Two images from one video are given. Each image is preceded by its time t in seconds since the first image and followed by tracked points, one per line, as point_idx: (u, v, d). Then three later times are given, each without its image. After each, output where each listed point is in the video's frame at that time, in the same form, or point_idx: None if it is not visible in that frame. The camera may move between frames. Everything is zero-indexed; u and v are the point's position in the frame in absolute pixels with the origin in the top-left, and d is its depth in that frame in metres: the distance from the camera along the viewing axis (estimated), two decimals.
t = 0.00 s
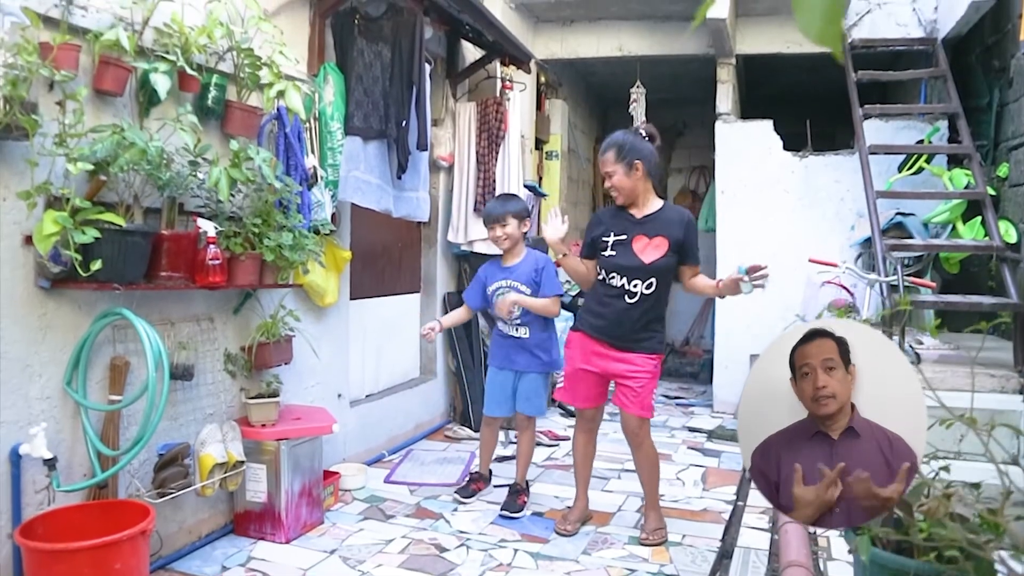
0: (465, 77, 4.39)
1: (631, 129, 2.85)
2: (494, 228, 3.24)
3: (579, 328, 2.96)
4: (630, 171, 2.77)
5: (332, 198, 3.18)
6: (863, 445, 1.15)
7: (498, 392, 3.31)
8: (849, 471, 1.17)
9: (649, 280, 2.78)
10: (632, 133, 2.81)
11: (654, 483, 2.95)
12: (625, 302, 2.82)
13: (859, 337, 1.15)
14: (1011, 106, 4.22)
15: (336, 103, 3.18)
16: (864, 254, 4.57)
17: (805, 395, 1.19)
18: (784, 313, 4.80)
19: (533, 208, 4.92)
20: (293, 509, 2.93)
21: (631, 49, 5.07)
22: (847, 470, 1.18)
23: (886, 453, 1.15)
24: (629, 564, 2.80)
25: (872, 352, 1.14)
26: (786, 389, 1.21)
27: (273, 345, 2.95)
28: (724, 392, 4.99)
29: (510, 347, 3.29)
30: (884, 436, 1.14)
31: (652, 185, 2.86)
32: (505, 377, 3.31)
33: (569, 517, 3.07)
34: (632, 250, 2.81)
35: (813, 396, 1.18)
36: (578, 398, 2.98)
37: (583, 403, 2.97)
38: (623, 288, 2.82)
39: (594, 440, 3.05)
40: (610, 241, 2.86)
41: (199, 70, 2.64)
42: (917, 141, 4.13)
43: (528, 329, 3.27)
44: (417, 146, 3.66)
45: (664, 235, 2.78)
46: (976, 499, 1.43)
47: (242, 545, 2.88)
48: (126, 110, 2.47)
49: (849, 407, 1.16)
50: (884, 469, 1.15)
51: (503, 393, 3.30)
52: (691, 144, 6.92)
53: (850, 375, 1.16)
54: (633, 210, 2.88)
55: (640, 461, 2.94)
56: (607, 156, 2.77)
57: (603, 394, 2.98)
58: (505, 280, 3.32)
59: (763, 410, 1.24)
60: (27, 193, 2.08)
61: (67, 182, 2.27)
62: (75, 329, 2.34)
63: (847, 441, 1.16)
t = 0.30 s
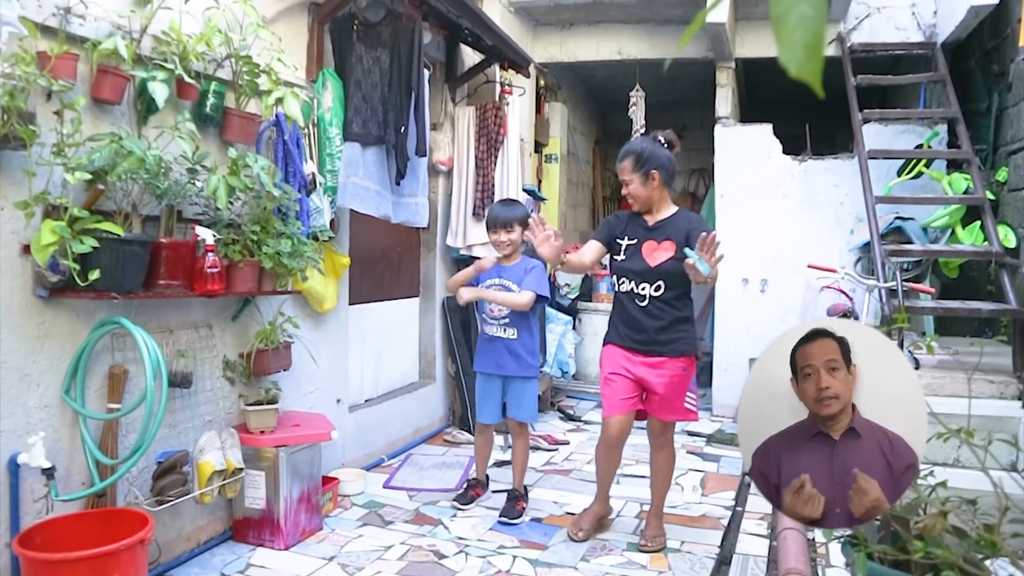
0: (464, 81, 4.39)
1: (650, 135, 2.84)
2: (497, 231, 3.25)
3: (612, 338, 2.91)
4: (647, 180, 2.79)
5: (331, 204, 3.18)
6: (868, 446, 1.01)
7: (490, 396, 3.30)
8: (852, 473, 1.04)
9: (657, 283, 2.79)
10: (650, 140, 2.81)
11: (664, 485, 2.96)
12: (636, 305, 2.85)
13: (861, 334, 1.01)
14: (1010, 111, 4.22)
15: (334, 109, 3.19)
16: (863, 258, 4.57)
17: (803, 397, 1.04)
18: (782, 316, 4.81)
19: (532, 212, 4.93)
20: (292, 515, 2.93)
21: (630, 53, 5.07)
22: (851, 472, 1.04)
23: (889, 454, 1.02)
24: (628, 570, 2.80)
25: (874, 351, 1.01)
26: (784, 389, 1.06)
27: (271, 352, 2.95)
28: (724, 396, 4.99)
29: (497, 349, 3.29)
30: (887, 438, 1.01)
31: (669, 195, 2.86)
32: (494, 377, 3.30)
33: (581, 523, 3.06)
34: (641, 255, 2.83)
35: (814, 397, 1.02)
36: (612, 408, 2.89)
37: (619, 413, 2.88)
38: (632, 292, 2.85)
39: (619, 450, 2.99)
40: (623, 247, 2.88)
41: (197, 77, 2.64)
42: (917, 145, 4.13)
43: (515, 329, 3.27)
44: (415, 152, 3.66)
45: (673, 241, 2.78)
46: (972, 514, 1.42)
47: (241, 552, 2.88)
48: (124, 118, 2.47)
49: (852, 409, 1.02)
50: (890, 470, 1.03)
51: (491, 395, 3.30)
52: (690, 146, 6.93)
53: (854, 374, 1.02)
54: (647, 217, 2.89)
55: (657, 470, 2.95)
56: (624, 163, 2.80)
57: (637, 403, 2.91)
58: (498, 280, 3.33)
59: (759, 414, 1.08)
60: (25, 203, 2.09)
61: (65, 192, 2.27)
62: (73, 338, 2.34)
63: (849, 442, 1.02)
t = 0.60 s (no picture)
0: (464, 81, 4.39)
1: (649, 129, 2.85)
2: (488, 233, 3.25)
3: (611, 334, 2.94)
4: (645, 173, 2.79)
5: (331, 203, 3.19)
6: (866, 447, 0.99)
7: (474, 393, 3.32)
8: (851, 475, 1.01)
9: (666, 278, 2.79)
10: (648, 134, 2.82)
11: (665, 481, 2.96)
12: (643, 303, 2.84)
13: (862, 332, 0.98)
14: (1010, 111, 4.23)
15: (334, 108, 3.20)
16: (863, 257, 4.57)
17: (802, 396, 1.01)
18: (782, 316, 4.81)
19: (532, 211, 4.93)
20: (292, 514, 2.94)
21: (631, 52, 5.08)
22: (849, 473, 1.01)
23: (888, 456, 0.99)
24: (628, 569, 2.80)
25: (874, 351, 0.98)
26: (782, 391, 1.02)
27: (271, 350, 2.96)
28: (724, 395, 4.99)
29: (480, 344, 3.27)
30: (887, 439, 0.98)
31: (671, 186, 2.85)
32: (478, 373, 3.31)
33: (583, 523, 3.07)
34: (648, 251, 2.82)
35: (814, 395, 0.99)
36: (610, 405, 2.93)
37: (616, 410, 2.92)
38: (640, 289, 2.85)
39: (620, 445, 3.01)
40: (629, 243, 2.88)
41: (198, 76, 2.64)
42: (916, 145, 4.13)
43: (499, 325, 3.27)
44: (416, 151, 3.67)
45: (679, 234, 2.77)
46: (972, 510, 1.42)
47: (241, 550, 2.88)
48: (124, 116, 2.47)
49: (851, 409, 0.99)
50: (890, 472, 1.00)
51: (476, 391, 3.33)
52: (690, 146, 6.93)
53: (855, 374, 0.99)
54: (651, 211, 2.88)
55: (656, 468, 2.95)
56: (622, 158, 2.81)
57: (635, 401, 2.95)
58: (487, 275, 3.33)
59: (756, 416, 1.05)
60: (26, 201, 2.09)
61: (65, 190, 2.27)
62: (73, 336, 2.35)
63: (848, 443, 0.99)
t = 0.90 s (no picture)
0: (464, 76, 4.39)
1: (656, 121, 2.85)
2: (482, 224, 3.26)
3: (607, 326, 2.94)
4: (651, 164, 2.79)
5: (332, 196, 3.19)
6: (865, 445, 1.01)
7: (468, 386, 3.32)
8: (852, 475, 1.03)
9: (661, 274, 2.79)
10: (656, 126, 2.82)
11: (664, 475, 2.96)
12: (639, 296, 2.84)
13: (860, 332, 1.00)
14: (1010, 106, 4.23)
15: (336, 102, 3.20)
16: (863, 252, 4.57)
17: (802, 396, 1.02)
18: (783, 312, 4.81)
19: (532, 208, 4.93)
20: (292, 506, 2.93)
21: (631, 49, 5.08)
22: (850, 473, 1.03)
23: (890, 455, 1.01)
24: (629, 561, 2.80)
25: (874, 351, 1.00)
26: (783, 393, 1.04)
27: (272, 343, 2.96)
28: (724, 391, 4.99)
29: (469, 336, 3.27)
30: (887, 438, 1.00)
31: (674, 180, 2.85)
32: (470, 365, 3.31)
33: (583, 515, 3.08)
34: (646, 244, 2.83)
35: (814, 395, 1.01)
36: (606, 396, 2.94)
37: (613, 401, 2.94)
38: (636, 282, 2.86)
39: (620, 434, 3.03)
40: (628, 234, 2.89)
41: (199, 68, 2.65)
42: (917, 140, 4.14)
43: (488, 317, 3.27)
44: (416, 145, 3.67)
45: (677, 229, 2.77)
46: (975, 492, 1.42)
47: (242, 543, 2.88)
48: (126, 107, 2.47)
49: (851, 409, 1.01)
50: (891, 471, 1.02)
51: (469, 385, 3.33)
52: (690, 143, 6.93)
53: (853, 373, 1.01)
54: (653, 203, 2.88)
55: (654, 459, 2.95)
56: (629, 148, 2.81)
57: (632, 392, 2.95)
58: (480, 268, 3.34)
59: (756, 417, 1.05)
60: (27, 190, 2.09)
61: (67, 180, 2.27)
62: (75, 326, 2.35)
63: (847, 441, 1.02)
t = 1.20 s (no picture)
0: (463, 68, 4.39)
1: (646, 112, 2.86)
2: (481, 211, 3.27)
3: (599, 320, 2.93)
4: (638, 153, 2.79)
5: (330, 185, 3.20)
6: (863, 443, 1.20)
7: (467, 373, 3.31)
8: (850, 471, 1.23)
9: (648, 260, 2.79)
10: (646, 117, 2.83)
11: (661, 463, 2.96)
12: (626, 283, 2.84)
13: (858, 335, 1.22)
14: (1008, 99, 4.24)
15: (334, 91, 3.21)
16: (862, 245, 4.58)
17: (805, 396, 1.22)
18: (781, 305, 4.82)
19: (531, 201, 4.93)
20: (291, 494, 2.93)
21: (630, 43, 5.08)
22: (847, 470, 1.23)
23: (886, 453, 1.21)
24: (627, 548, 2.80)
25: (870, 351, 1.22)
26: (785, 392, 1.25)
27: (271, 330, 2.96)
28: (723, 385, 4.99)
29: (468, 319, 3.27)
30: (884, 437, 1.21)
31: (660, 169, 2.86)
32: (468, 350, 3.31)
33: (582, 504, 3.08)
34: (632, 230, 2.83)
35: (816, 395, 1.21)
36: (603, 390, 2.92)
37: (610, 394, 2.92)
38: (622, 269, 2.85)
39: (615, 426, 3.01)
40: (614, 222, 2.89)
41: (197, 54, 2.65)
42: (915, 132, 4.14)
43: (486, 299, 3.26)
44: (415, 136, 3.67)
45: (665, 217, 2.78)
46: (971, 464, 1.43)
47: (240, 530, 2.88)
48: (124, 93, 2.48)
49: (849, 409, 1.21)
50: (886, 468, 1.22)
51: (468, 372, 3.33)
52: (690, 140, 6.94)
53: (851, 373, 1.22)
54: (638, 192, 2.89)
55: (656, 442, 2.95)
56: (617, 135, 2.80)
57: (628, 384, 2.94)
58: (477, 253, 3.34)
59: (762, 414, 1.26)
60: (25, 172, 2.09)
61: (66, 164, 2.27)
62: (74, 311, 2.35)
63: (846, 440, 1.21)
